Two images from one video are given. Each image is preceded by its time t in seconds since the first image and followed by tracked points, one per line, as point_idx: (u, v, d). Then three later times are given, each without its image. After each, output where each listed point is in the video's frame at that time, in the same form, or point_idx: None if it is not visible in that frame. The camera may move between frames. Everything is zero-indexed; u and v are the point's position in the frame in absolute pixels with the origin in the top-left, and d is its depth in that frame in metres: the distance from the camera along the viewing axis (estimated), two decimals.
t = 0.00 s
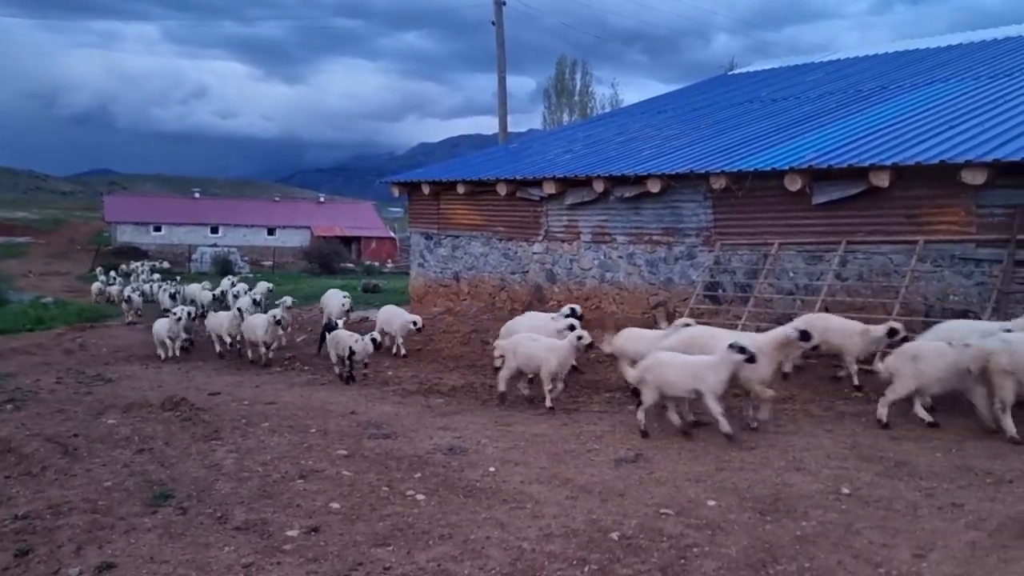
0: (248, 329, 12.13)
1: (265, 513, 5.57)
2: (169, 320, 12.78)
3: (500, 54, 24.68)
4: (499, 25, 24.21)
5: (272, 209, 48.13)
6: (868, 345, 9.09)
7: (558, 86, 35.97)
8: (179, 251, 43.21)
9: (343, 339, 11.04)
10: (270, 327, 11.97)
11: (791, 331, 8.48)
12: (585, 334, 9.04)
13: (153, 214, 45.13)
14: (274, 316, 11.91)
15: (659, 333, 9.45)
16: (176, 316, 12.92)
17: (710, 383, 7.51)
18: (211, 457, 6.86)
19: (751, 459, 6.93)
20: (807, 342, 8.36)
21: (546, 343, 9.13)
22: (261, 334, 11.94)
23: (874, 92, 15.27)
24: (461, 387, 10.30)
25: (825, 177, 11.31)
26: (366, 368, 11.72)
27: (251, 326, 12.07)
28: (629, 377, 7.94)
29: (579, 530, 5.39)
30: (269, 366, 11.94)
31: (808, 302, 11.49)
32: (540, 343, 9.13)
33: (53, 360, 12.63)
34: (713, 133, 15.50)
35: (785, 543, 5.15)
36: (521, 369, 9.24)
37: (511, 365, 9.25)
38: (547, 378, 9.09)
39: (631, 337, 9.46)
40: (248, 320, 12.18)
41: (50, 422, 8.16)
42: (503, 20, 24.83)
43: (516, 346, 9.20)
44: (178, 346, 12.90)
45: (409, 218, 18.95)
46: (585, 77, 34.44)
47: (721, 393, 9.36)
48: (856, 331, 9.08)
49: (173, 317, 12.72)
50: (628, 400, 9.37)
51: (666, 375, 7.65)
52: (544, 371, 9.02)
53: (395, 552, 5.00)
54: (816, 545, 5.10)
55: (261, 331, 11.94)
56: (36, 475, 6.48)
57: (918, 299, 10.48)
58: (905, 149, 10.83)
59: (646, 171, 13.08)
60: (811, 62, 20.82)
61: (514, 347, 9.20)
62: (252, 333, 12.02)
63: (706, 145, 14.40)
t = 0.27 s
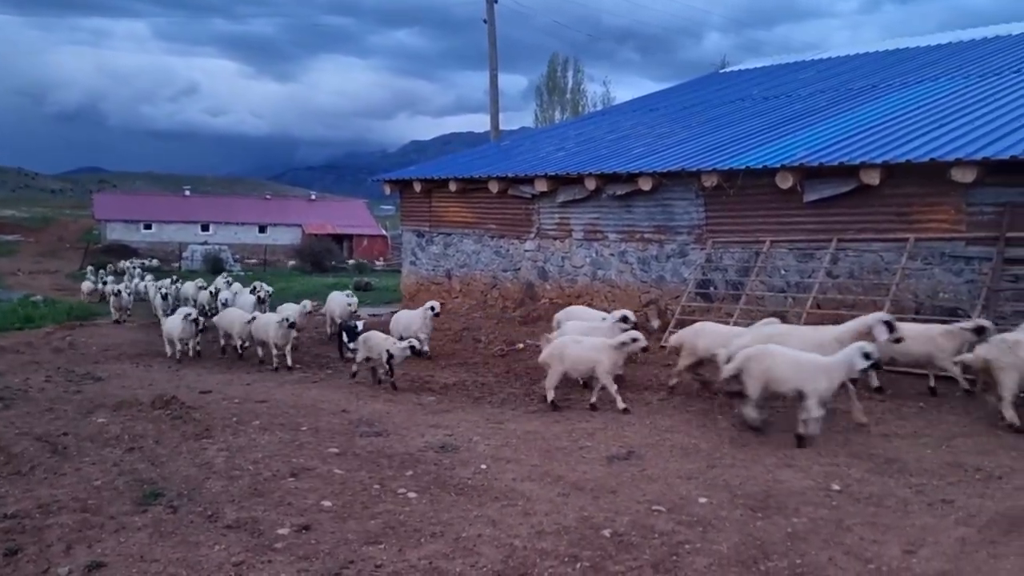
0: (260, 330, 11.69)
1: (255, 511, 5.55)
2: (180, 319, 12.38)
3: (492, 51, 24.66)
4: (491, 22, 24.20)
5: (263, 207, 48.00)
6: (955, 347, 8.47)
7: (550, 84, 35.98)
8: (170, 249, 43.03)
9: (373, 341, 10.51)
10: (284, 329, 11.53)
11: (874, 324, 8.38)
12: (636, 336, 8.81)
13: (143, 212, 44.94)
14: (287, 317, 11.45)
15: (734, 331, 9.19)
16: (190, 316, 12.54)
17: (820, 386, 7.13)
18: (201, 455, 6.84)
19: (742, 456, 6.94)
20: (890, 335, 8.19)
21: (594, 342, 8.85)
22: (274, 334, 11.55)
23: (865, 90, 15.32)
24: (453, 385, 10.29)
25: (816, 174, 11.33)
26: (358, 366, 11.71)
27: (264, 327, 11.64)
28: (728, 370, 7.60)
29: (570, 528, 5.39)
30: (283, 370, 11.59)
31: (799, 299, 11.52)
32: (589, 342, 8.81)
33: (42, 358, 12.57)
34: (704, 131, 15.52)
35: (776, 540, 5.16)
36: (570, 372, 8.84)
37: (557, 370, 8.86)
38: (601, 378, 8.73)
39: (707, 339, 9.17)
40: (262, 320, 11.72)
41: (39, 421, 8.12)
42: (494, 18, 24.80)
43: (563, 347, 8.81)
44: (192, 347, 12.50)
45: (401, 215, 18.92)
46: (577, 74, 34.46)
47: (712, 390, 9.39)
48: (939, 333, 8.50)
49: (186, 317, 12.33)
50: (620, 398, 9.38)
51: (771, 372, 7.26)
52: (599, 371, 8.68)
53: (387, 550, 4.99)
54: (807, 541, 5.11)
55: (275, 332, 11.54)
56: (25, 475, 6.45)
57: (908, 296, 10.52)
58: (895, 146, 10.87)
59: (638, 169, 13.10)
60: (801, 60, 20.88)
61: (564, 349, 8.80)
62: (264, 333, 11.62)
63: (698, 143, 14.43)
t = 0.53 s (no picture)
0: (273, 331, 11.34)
1: (245, 511, 5.54)
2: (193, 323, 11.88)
3: (482, 50, 24.64)
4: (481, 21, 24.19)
5: (253, 206, 47.86)
6: None
7: (541, 83, 35.99)
8: (159, 248, 42.84)
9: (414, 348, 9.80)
10: (299, 330, 11.22)
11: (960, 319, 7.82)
12: (682, 329, 8.52)
13: (132, 211, 44.76)
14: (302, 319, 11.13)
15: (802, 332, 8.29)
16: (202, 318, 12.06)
17: (937, 386, 6.77)
18: (191, 455, 6.81)
19: (733, 454, 6.96)
20: (980, 331, 7.61)
21: (642, 341, 8.62)
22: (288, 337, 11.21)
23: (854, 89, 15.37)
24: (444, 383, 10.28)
25: (806, 173, 11.36)
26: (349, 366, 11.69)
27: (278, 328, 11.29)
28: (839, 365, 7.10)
29: (561, 526, 5.39)
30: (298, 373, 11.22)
31: (789, 298, 11.55)
32: (636, 343, 8.59)
33: (31, 358, 12.50)
34: (694, 130, 15.55)
35: (766, 537, 5.17)
36: (619, 373, 8.68)
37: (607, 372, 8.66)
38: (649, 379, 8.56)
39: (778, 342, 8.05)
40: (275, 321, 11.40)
41: (27, 421, 8.08)
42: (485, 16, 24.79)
43: (610, 348, 8.62)
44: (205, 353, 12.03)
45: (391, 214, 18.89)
46: (568, 73, 34.47)
47: (703, 389, 9.41)
48: None
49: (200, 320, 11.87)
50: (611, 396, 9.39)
51: (884, 370, 6.86)
52: (646, 373, 8.50)
53: (377, 549, 4.99)
54: (797, 539, 5.13)
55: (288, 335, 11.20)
56: (13, 475, 6.41)
57: (897, 294, 10.58)
58: (885, 145, 10.91)
59: (628, 168, 13.11)
60: (791, 59, 20.94)
61: (609, 350, 8.61)
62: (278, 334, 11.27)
63: (688, 142, 14.44)
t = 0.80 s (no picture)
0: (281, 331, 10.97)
1: (221, 511, 5.50)
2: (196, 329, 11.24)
3: (461, 47, 24.61)
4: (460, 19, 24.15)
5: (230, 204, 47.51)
6: None
7: (520, 81, 36.00)
8: (134, 247, 42.43)
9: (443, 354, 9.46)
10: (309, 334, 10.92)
11: None
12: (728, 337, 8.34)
13: (107, 210, 44.28)
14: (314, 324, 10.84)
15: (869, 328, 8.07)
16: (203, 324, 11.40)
17: None
18: (166, 455, 6.76)
19: (710, 451, 6.99)
20: None
21: (681, 340, 8.41)
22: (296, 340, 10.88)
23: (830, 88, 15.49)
24: (422, 382, 10.26)
25: (782, 171, 11.44)
26: (327, 365, 11.64)
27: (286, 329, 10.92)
28: (919, 381, 6.89)
29: (539, 524, 5.40)
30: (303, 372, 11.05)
31: (766, 295, 11.64)
32: (676, 341, 8.38)
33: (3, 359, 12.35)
34: (672, 129, 15.62)
35: (743, 533, 5.20)
36: (652, 370, 8.50)
37: (638, 366, 8.55)
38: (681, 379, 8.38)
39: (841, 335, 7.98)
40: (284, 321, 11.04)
41: None
42: (463, 15, 24.76)
43: (647, 344, 8.43)
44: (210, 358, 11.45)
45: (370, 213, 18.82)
46: (546, 72, 34.51)
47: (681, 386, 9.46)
48: None
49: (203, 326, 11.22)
50: (589, 394, 9.41)
51: (984, 375, 6.56)
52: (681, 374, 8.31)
53: (354, 549, 4.97)
54: (774, 535, 5.16)
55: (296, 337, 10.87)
56: None
57: (872, 291, 10.70)
58: (860, 144, 11.01)
59: (607, 167, 13.15)
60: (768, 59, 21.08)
61: (647, 345, 8.42)
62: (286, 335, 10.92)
63: (666, 140, 14.50)
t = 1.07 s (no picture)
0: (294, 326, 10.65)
1: (203, 512, 5.46)
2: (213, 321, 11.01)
3: (444, 46, 24.56)
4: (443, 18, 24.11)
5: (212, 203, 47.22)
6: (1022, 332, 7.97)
7: (504, 80, 35.99)
8: (115, 246, 42.09)
9: (478, 358, 9.34)
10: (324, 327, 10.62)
11: None
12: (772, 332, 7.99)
13: (87, 209, 43.90)
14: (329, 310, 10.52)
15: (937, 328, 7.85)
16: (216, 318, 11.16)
17: None
18: (146, 456, 6.70)
19: (693, 449, 7.02)
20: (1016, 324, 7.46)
21: (722, 342, 8.15)
22: (310, 333, 10.61)
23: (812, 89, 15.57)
24: (406, 381, 10.24)
25: (764, 171, 11.48)
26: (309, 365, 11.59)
27: (301, 323, 10.65)
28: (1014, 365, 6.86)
29: (522, 523, 5.40)
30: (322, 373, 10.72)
31: (748, 294, 11.70)
32: (716, 343, 8.11)
33: None
34: (655, 128, 15.65)
35: (726, 531, 5.22)
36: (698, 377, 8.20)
37: (682, 374, 8.22)
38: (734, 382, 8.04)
39: (907, 333, 7.80)
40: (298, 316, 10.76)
41: None
42: (446, 13, 24.72)
43: (687, 350, 8.18)
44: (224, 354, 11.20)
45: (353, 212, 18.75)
46: (530, 71, 34.52)
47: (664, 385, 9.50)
48: None
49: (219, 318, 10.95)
50: (573, 393, 9.43)
51: None
52: (731, 374, 7.98)
53: (337, 549, 4.94)
54: (756, 532, 5.19)
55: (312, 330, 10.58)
56: None
57: (853, 290, 10.78)
58: (841, 144, 11.07)
59: (590, 166, 13.16)
60: (751, 59, 21.17)
61: (688, 351, 8.17)
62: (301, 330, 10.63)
63: (649, 140, 14.53)
